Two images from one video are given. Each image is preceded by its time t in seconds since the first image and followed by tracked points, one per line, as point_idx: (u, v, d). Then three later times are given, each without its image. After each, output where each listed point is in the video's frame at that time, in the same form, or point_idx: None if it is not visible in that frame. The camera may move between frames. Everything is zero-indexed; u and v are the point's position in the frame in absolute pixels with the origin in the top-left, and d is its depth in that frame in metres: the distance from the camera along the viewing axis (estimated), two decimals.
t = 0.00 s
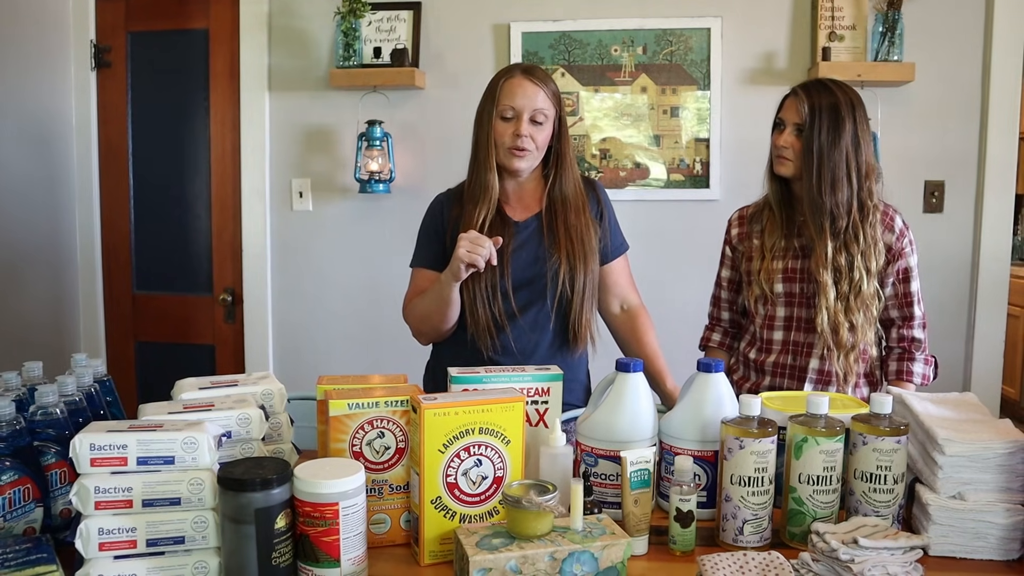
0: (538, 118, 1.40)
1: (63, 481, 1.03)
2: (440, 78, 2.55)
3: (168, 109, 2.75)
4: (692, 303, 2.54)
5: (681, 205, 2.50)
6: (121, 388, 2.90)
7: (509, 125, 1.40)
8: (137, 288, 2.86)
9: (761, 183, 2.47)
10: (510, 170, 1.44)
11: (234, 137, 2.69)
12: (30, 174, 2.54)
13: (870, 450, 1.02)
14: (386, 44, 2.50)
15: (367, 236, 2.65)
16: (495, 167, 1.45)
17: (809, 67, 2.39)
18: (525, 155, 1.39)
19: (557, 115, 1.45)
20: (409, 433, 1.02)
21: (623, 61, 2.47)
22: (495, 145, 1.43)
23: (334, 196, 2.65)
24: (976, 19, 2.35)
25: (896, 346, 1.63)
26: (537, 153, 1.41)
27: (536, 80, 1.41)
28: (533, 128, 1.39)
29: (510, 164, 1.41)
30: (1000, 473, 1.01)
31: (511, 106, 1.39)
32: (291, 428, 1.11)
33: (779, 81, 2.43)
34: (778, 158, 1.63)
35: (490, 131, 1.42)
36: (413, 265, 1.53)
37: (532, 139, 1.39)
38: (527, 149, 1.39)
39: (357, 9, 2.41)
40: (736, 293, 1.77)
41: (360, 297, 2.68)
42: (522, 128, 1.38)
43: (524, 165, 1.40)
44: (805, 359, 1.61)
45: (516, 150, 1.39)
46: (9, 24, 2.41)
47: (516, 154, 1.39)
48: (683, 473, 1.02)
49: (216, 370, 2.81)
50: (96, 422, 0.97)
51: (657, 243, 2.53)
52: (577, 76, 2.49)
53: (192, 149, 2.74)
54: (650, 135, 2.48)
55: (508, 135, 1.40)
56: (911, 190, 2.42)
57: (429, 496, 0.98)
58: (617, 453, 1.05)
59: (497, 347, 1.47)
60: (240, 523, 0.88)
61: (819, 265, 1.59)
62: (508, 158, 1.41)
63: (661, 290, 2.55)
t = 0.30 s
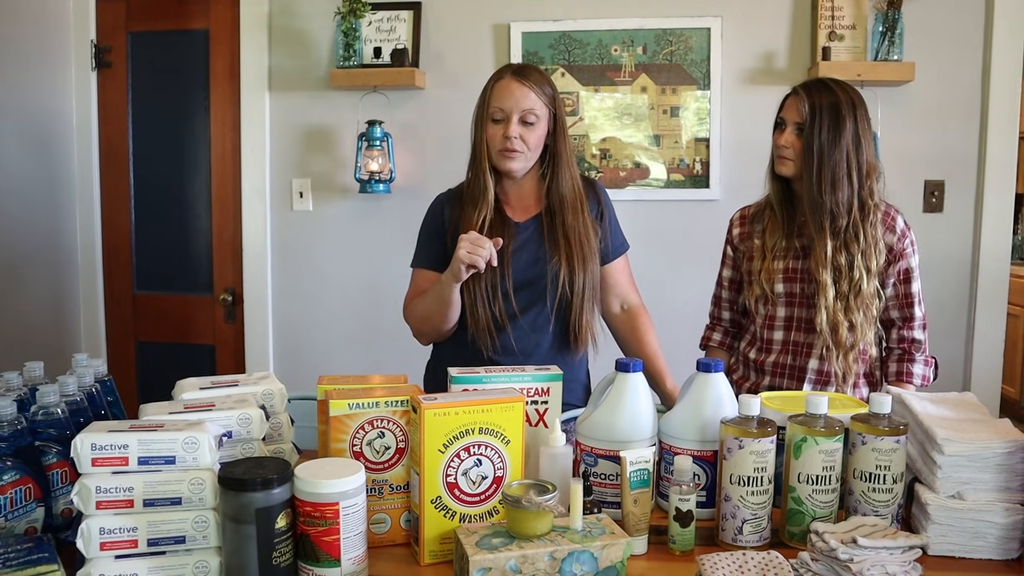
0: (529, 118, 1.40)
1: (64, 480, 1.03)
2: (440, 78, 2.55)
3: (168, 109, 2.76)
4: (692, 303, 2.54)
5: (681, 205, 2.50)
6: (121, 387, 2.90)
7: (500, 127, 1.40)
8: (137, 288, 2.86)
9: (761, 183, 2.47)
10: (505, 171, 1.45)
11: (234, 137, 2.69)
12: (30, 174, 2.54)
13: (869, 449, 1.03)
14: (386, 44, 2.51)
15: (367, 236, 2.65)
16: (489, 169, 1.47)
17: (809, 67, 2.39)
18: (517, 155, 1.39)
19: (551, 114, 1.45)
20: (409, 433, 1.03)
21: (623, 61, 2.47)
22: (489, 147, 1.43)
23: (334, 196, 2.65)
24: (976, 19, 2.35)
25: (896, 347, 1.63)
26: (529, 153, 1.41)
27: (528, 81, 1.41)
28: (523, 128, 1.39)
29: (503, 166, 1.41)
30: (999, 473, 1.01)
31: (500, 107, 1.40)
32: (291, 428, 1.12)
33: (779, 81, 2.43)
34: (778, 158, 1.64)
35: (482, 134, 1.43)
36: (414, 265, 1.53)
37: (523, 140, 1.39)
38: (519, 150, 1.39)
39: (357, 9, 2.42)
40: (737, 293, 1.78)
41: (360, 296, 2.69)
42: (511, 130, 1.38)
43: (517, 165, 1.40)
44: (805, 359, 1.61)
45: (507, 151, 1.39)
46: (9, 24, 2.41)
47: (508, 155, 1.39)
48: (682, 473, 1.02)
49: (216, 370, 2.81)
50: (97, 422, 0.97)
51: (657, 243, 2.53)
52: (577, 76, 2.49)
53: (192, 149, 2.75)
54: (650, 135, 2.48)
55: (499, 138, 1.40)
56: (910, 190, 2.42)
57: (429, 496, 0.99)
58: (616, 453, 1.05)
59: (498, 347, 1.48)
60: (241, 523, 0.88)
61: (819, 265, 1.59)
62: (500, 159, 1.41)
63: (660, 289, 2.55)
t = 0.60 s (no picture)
0: (516, 118, 1.39)
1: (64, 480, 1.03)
2: (440, 78, 2.55)
3: (168, 109, 2.76)
4: (692, 302, 2.54)
5: (681, 204, 2.50)
6: (122, 388, 2.90)
7: (488, 128, 1.41)
8: (138, 288, 2.86)
9: (762, 183, 2.47)
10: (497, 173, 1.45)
11: (235, 137, 2.69)
12: (31, 175, 2.54)
13: (870, 449, 1.02)
14: (386, 44, 2.51)
15: (368, 236, 2.65)
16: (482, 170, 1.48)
17: (810, 66, 2.39)
18: (505, 158, 1.40)
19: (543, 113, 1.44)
20: (409, 432, 1.02)
21: (623, 60, 2.47)
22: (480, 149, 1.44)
23: (334, 196, 2.65)
24: (977, 18, 2.34)
25: (898, 347, 1.63)
26: (518, 154, 1.41)
27: (516, 81, 1.41)
28: (510, 129, 1.40)
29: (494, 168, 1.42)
30: (1000, 473, 1.01)
31: (487, 108, 1.40)
32: (291, 427, 1.12)
33: (779, 80, 2.43)
34: (781, 157, 1.63)
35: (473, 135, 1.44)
36: (414, 265, 1.53)
37: (509, 141, 1.39)
38: (507, 152, 1.40)
39: (356, 8, 2.42)
40: (739, 292, 1.77)
41: (360, 297, 2.69)
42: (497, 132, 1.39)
43: (505, 168, 1.41)
44: (808, 359, 1.61)
45: (495, 154, 1.40)
46: (9, 25, 2.41)
47: (496, 158, 1.40)
48: (682, 472, 1.02)
49: (217, 370, 2.81)
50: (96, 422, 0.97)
51: (657, 243, 2.53)
52: (577, 75, 2.49)
53: (192, 149, 2.75)
54: (651, 135, 2.48)
55: (488, 139, 1.40)
56: (911, 189, 2.42)
57: (429, 496, 0.99)
58: (616, 452, 1.05)
59: (497, 347, 1.47)
60: (240, 523, 0.88)
61: (823, 264, 1.59)
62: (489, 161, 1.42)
63: (661, 289, 2.55)
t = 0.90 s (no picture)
0: (512, 118, 1.39)
1: (62, 482, 1.03)
2: (440, 77, 2.55)
3: (167, 109, 2.75)
4: (692, 303, 2.54)
5: (681, 204, 2.50)
6: (121, 388, 2.90)
7: (483, 128, 1.41)
8: (137, 288, 2.86)
9: (762, 183, 2.47)
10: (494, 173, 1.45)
11: (234, 137, 2.69)
12: (29, 175, 2.54)
13: (870, 449, 1.02)
14: (385, 44, 2.50)
15: (367, 236, 2.65)
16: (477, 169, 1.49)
17: (810, 65, 2.39)
18: (501, 158, 1.40)
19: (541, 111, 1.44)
20: (408, 433, 1.02)
21: (622, 60, 2.46)
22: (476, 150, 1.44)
23: (334, 197, 2.65)
24: (976, 17, 2.34)
25: (899, 346, 1.63)
26: (514, 154, 1.42)
27: (511, 81, 1.41)
28: (506, 129, 1.40)
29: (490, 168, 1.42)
30: (1001, 473, 1.01)
31: (482, 109, 1.40)
32: (290, 428, 1.11)
33: (779, 80, 2.42)
34: (783, 157, 1.63)
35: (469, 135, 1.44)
36: (412, 265, 1.53)
37: (506, 141, 1.40)
38: (502, 151, 1.40)
39: (355, 8, 2.41)
40: (741, 292, 1.77)
41: (360, 297, 2.68)
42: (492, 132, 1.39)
43: (501, 168, 1.41)
44: (811, 360, 1.60)
45: (492, 154, 1.40)
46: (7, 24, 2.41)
47: (493, 157, 1.40)
48: (682, 473, 1.02)
49: (216, 371, 2.81)
50: (94, 423, 0.96)
51: (657, 242, 2.53)
52: (577, 75, 2.48)
53: (191, 149, 2.74)
54: (651, 134, 2.47)
55: (483, 139, 1.40)
56: (912, 189, 2.41)
57: (428, 496, 0.98)
58: (615, 452, 1.05)
59: (496, 347, 1.47)
60: (239, 524, 0.88)
61: (826, 264, 1.58)
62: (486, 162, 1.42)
63: (661, 289, 2.54)
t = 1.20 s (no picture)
0: (516, 117, 1.39)
1: (60, 482, 1.02)
2: (439, 77, 2.54)
3: (167, 109, 2.75)
4: (692, 303, 2.54)
5: (681, 204, 2.49)
6: (121, 389, 2.89)
7: (487, 128, 1.40)
8: (137, 288, 2.86)
9: (763, 182, 2.46)
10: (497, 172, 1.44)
11: (233, 137, 2.69)
12: (29, 175, 2.54)
13: (872, 449, 1.02)
14: (384, 44, 2.50)
15: (367, 236, 2.65)
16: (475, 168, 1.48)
17: (810, 65, 2.38)
18: (504, 155, 1.39)
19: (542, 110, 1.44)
20: (407, 433, 1.02)
21: (622, 59, 2.46)
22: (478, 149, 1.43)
23: (333, 196, 2.65)
24: (977, 16, 2.34)
25: (900, 346, 1.62)
26: (518, 152, 1.41)
27: (512, 79, 1.40)
28: (510, 128, 1.39)
29: (495, 165, 1.40)
30: (1003, 473, 1.00)
31: (486, 109, 1.40)
32: (289, 428, 1.11)
33: (780, 79, 2.42)
34: (784, 156, 1.62)
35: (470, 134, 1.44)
36: (411, 266, 1.52)
37: (511, 140, 1.39)
38: (508, 150, 1.39)
39: (355, 8, 2.41)
40: (743, 292, 1.77)
41: (360, 297, 2.68)
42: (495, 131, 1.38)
43: (505, 165, 1.40)
44: (812, 359, 1.60)
45: (495, 151, 1.39)
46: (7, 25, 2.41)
47: (497, 156, 1.39)
48: (683, 473, 1.01)
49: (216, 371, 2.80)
50: (92, 423, 0.96)
51: (657, 242, 2.52)
52: (577, 74, 2.48)
53: (190, 149, 2.74)
54: (651, 134, 2.47)
55: (485, 138, 1.40)
56: (912, 188, 2.41)
57: (427, 497, 0.98)
58: (616, 452, 1.04)
59: (494, 348, 1.47)
60: (237, 525, 0.87)
61: (827, 264, 1.58)
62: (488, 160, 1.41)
63: (661, 289, 2.54)
